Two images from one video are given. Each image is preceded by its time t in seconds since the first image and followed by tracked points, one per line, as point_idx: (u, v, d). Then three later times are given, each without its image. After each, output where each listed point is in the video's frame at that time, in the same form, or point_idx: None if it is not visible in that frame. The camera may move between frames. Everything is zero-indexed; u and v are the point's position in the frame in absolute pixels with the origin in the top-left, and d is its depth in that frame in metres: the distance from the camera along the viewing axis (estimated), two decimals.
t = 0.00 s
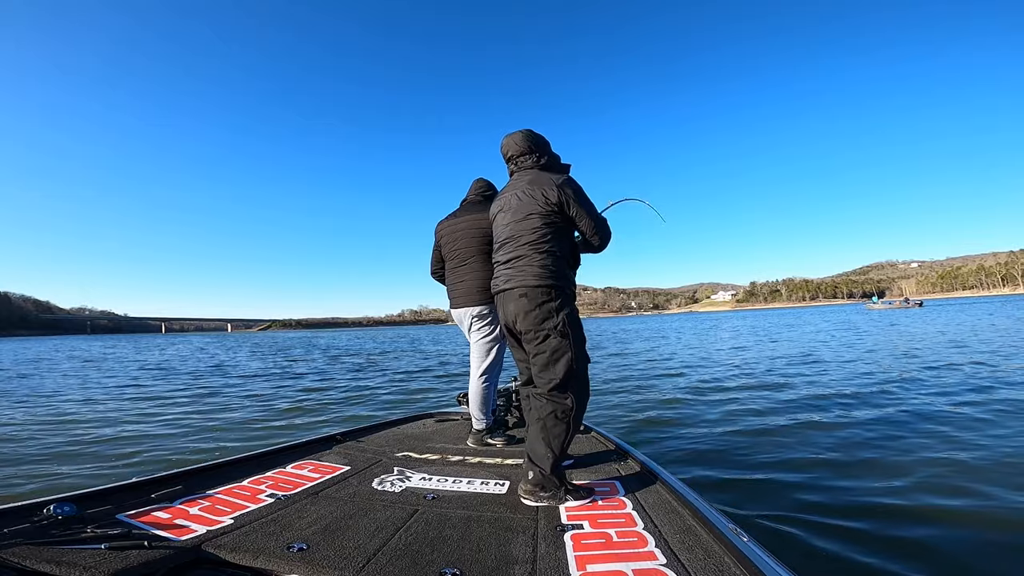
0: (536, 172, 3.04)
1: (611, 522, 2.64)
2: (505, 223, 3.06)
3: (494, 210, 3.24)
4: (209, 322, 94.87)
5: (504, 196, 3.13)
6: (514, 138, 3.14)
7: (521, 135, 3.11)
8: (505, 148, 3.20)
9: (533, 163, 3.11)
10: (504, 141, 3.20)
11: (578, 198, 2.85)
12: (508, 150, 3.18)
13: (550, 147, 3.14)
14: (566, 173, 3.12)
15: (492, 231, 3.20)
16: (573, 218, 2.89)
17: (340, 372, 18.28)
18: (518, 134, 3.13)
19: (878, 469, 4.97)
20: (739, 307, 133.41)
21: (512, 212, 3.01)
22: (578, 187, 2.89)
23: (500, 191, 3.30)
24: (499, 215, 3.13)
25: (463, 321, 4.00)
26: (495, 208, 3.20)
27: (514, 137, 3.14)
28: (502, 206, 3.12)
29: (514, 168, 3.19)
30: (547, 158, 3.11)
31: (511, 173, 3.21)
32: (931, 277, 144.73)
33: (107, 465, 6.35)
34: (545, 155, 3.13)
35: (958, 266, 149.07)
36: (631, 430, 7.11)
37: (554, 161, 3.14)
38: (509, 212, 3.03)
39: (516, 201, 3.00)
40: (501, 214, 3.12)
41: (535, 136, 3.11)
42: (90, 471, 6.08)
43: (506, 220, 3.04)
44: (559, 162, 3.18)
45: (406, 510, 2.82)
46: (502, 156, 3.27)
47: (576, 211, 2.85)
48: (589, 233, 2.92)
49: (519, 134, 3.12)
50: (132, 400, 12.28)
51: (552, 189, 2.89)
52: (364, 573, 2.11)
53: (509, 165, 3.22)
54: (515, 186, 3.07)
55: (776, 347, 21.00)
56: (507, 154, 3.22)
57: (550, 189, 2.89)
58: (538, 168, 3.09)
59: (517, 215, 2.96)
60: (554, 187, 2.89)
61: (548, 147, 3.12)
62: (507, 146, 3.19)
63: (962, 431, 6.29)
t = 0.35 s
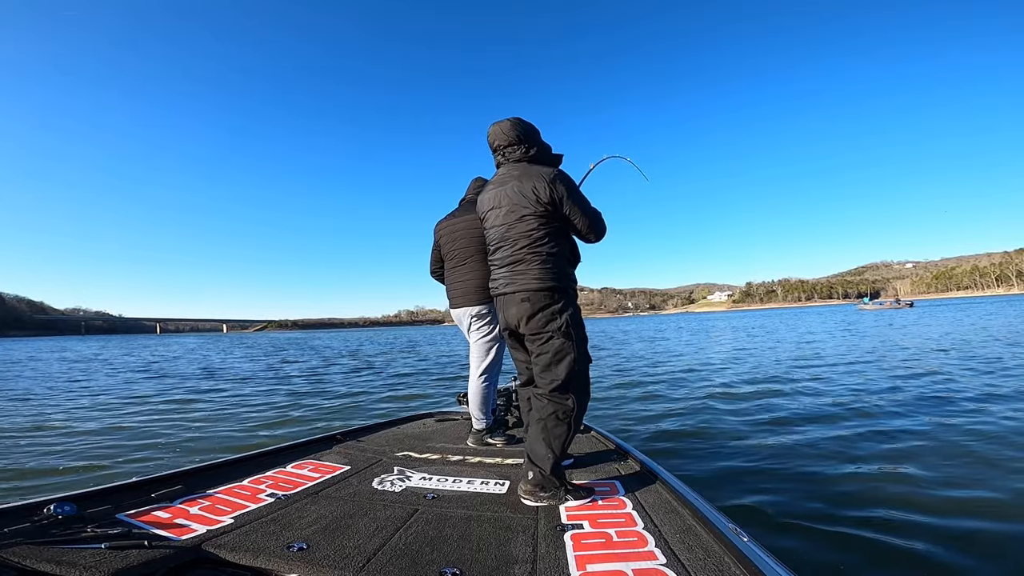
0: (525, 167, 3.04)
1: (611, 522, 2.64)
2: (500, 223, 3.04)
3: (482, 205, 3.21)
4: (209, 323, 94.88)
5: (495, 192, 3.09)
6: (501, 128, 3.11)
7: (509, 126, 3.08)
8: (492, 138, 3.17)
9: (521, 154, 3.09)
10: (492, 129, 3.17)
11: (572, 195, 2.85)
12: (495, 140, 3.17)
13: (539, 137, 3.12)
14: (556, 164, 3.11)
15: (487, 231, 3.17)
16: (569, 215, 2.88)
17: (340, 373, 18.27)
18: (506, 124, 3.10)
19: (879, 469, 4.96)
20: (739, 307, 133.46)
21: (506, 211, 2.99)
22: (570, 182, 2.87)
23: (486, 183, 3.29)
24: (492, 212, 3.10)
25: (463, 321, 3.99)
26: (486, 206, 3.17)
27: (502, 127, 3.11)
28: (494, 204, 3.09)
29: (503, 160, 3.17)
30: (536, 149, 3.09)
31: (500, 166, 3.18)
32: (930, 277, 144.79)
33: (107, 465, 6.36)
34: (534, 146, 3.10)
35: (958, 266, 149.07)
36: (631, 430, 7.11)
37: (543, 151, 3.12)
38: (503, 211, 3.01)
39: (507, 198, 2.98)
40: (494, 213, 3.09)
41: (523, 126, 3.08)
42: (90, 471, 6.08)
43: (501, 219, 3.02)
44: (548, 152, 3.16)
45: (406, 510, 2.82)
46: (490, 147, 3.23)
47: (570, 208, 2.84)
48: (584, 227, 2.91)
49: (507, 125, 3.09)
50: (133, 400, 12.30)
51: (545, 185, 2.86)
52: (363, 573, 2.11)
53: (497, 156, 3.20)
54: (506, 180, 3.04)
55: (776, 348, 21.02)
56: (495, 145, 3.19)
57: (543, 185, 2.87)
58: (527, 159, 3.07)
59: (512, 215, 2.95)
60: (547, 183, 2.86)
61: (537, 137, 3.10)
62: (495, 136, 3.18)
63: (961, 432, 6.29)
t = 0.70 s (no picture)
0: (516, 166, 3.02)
1: (611, 522, 2.64)
2: (494, 225, 3.00)
3: (472, 207, 3.18)
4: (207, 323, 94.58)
5: (485, 193, 3.04)
6: (489, 125, 3.11)
7: (498, 122, 3.08)
8: (480, 136, 3.16)
9: (510, 152, 3.08)
10: (480, 126, 3.17)
11: (567, 193, 2.81)
12: (482, 136, 3.15)
13: (527, 133, 3.12)
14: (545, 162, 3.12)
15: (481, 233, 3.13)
16: (566, 214, 2.87)
17: (340, 373, 18.26)
18: (494, 120, 3.11)
19: (879, 470, 4.96)
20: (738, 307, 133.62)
21: (500, 214, 2.95)
22: (564, 179, 2.86)
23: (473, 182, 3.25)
24: (485, 214, 3.05)
25: (463, 321, 4.00)
26: (476, 207, 3.12)
27: (491, 123, 3.11)
28: (485, 205, 3.04)
29: (491, 158, 3.15)
30: (525, 146, 3.10)
31: (488, 163, 3.17)
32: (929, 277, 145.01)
33: (107, 465, 6.36)
34: (523, 142, 3.11)
35: (956, 267, 149.45)
36: (631, 431, 7.12)
37: (532, 147, 3.13)
38: (497, 213, 2.97)
39: (500, 200, 2.94)
40: (486, 214, 3.05)
41: (511, 122, 3.09)
42: (89, 471, 6.07)
43: (495, 221, 2.98)
44: (535, 147, 3.16)
45: (406, 510, 2.82)
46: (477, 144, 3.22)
47: (567, 207, 2.82)
48: (583, 224, 2.91)
49: (496, 121, 3.09)
50: (133, 400, 12.28)
51: (540, 185, 2.82)
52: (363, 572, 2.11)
53: (485, 154, 3.19)
54: (497, 179, 3.00)
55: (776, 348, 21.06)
56: (483, 142, 3.18)
57: (537, 184, 2.84)
58: (516, 156, 3.08)
59: (506, 217, 2.91)
60: (541, 183, 2.84)
61: (525, 133, 3.11)
62: (482, 132, 3.16)
63: (961, 433, 6.29)
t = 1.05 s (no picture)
0: (510, 166, 3.01)
1: (611, 522, 2.64)
2: (494, 227, 2.97)
3: (468, 210, 3.16)
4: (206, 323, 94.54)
5: (481, 195, 3.02)
6: (481, 123, 3.10)
7: (488, 120, 3.08)
8: (470, 134, 3.15)
9: (501, 150, 3.08)
10: (469, 124, 3.16)
11: (565, 191, 2.79)
12: (473, 134, 3.14)
13: (518, 130, 3.13)
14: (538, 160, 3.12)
15: (480, 236, 3.11)
16: (565, 212, 2.86)
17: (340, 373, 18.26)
18: (484, 118, 3.11)
19: (879, 473, 4.96)
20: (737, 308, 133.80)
21: (498, 217, 2.93)
22: (562, 177, 2.83)
23: (466, 183, 3.23)
24: (483, 215, 3.02)
25: (463, 321, 4.00)
26: (473, 209, 3.09)
27: (481, 121, 3.11)
28: (483, 206, 3.02)
29: (483, 157, 3.13)
30: (517, 143, 3.10)
31: (480, 163, 3.15)
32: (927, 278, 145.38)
33: (108, 465, 6.36)
34: (514, 140, 3.11)
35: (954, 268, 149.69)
36: (631, 432, 7.12)
37: (523, 144, 3.14)
38: (494, 215, 2.95)
39: (498, 201, 2.92)
40: (484, 217, 3.03)
41: (501, 120, 3.10)
42: (89, 471, 6.07)
43: (493, 223, 2.97)
44: (526, 145, 3.17)
45: (407, 511, 2.82)
46: (468, 144, 3.21)
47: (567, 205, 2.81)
48: (583, 222, 2.91)
49: (486, 119, 3.09)
50: (133, 401, 12.28)
51: (538, 184, 2.79)
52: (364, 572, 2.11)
53: (476, 153, 3.18)
54: (492, 180, 2.98)
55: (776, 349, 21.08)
56: (473, 141, 3.17)
57: (534, 183, 2.80)
58: (508, 154, 3.07)
59: (505, 219, 2.90)
60: (537, 181, 2.81)
61: (515, 130, 3.11)
62: (472, 131, 3.15)
63: (960, 434, 6.29)
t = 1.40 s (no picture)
0: (510, 164, 3.01)
1: (611, 522, 2.64)
2: (497, 227, 2.96)
3: (467, 211, 3.14)
4: (206, 323, 94.47)
5: (482, 195, 3.01)
6: (480, 122, 3.11)
7: (487, 118, 3.09)
8: (468, 133, 3.15)
9: (500, 149, 3.08)
10: (466, 123, 3.16)
11: (569, 188, 2.79)
12: (470, 133, 3.14)
13: (516, 129, 3.14)
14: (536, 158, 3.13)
15: (480, 237, 3.10)
16: (570, 212, 2.85)
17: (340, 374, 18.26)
18: (483, 116, 3.11)
19: (879, 473, 4.94)
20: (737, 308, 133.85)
21: (500, 217, 2.92)
22: (564, 176, 2.83)
23: (463, 184, 3.22)
24: (485, 216, 3.01)
25: (463, 321, 4.00)
26: (473, 209, 3.07)
27: (479, 119, 3.11)
28: (484, 206, 3.00)
29: (481, 156, 3.12)
30: (516, 142, 3.10)
31: (478, 162, 3.14)
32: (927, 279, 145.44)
33: (108, 465, 6.36)
34: (513, 139, 3.12)
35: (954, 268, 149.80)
36: (631, 432, 7.12)
37: (521, 143, 3.14)
38: (497, 216, 2.94)
39: (500, 202, 2.91)
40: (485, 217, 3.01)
41: (500, 119, 3.11)
42: (88, 470, 6.06)
43: (495, 223, 2.96)
44: (525, 143, 3.17)
45: (407, 510, 2.82)
46: (466, 143, 3.21)
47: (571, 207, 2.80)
48: (587, 220, 2.92)
49: (485, 117, 3.10)
50: (133, 401, 12.28)
51: (541, 184, 2.78)
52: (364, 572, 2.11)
53: (474, 152, 3.17)
54: (492, 179, 2.98)
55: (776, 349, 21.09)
56: (471, 140, 3.16)
57: (537, 182, 2.79)
58: (507, 153, 3.07)
59: (508, 220, 2.89)
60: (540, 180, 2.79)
61: (513, 129, 3.12)
62: (470, 130, 3.15)
63: (960, 434, 6.29)
